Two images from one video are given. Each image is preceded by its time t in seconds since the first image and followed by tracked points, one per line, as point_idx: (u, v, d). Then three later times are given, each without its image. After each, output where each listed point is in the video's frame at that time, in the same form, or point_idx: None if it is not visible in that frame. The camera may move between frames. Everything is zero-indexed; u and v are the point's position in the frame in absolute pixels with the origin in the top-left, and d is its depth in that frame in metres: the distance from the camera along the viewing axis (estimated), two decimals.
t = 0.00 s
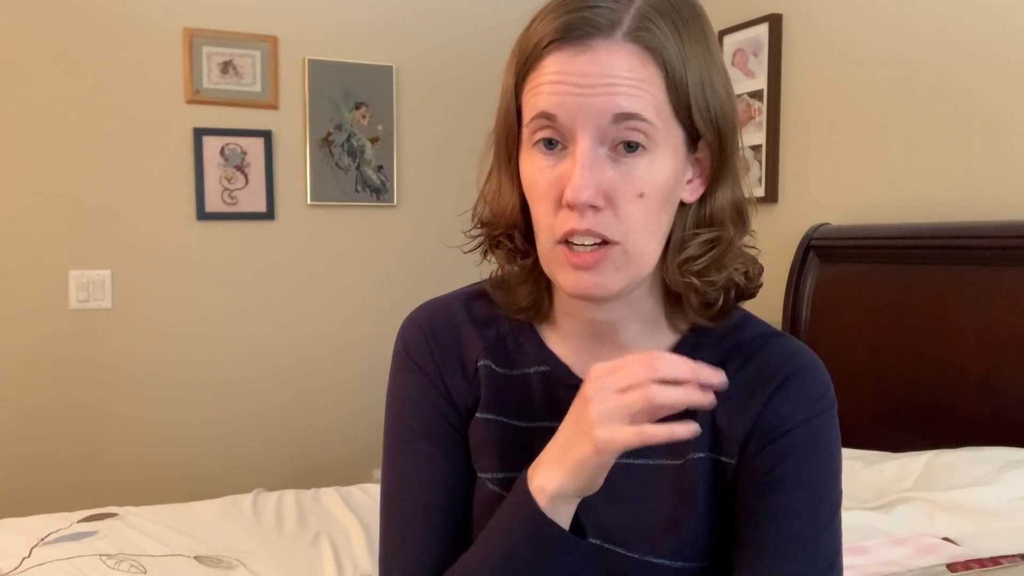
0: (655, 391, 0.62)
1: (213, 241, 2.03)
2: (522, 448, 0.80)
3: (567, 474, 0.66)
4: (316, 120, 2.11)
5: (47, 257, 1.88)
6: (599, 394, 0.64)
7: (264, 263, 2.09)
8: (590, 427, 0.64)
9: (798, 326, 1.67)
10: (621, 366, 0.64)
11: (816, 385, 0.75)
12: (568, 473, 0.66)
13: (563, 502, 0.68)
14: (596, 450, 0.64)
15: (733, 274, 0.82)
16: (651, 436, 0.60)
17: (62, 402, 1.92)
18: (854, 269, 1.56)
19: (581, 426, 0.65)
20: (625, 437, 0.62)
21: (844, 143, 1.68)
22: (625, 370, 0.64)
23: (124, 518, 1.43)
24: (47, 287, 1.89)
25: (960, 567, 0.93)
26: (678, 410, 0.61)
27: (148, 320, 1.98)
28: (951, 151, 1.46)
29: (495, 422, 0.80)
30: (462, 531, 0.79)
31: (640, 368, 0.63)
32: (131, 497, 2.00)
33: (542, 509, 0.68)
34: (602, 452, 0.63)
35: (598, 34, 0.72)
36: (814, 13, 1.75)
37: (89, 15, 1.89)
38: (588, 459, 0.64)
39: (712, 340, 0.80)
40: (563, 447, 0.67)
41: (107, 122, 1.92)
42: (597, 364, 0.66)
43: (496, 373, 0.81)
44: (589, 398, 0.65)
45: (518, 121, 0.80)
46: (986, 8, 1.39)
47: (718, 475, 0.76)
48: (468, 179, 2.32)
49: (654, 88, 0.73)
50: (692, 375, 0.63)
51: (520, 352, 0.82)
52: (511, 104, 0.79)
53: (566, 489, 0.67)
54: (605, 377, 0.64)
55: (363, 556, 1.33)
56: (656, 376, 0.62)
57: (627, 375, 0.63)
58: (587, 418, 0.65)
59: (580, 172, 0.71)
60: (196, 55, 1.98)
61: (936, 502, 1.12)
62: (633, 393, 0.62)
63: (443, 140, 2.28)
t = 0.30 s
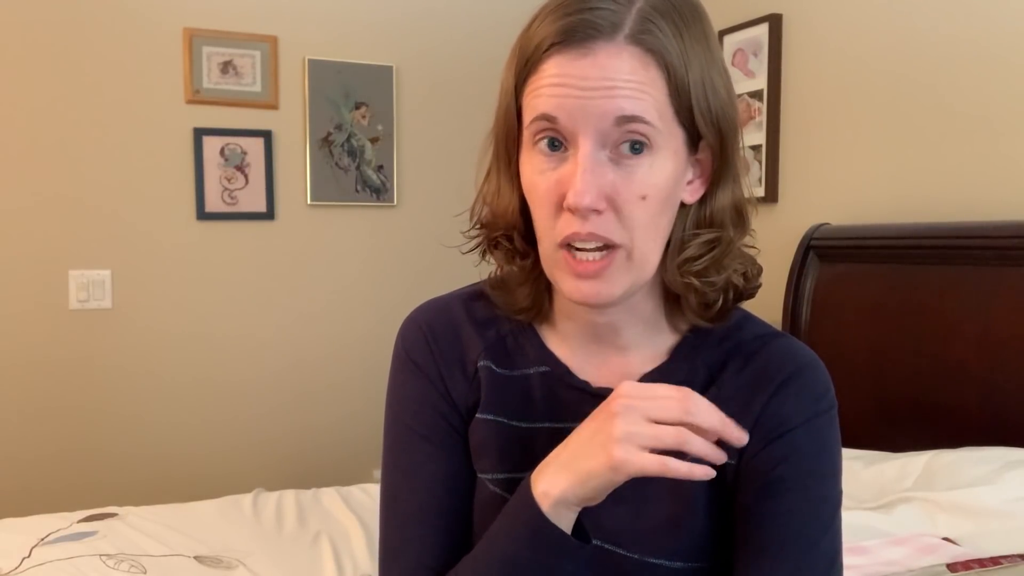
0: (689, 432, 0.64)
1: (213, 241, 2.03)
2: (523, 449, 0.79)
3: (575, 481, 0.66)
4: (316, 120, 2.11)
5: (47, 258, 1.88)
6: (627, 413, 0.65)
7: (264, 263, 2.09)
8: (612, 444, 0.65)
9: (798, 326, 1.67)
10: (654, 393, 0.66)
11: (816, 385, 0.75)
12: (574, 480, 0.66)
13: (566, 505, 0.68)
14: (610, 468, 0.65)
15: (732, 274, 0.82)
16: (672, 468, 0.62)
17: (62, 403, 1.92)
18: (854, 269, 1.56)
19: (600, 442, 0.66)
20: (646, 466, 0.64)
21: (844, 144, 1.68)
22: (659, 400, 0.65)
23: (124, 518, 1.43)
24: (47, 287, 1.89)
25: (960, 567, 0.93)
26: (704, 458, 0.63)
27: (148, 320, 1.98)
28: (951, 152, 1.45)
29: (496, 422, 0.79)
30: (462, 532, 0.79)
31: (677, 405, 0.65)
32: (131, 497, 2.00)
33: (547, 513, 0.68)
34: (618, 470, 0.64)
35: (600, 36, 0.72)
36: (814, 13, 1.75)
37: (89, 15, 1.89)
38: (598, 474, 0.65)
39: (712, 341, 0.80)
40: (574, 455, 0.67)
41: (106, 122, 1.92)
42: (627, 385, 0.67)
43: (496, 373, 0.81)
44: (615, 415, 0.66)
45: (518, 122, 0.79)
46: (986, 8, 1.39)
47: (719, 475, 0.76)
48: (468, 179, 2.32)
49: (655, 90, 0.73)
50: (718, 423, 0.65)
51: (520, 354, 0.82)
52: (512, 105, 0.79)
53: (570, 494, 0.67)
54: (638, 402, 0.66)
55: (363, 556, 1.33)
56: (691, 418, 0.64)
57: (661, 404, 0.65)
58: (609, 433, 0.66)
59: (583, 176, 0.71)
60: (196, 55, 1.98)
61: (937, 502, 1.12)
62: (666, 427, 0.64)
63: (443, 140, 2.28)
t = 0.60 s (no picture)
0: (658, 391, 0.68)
1: (213, 241, 2.03)
2: (522, 449, 0.80)
3: (571, 475, 0.68)
4: (316, 120, 2.11)
5: (47, 258, 1.88)
6: (598, 390, 0.69)
7: (264, 264, 2.09)
8: (591, 423, 0.68)
9: (798, 327, 1.67)
10: (616, 365, 0.70)
11: (816, 385, 0.75)
12: (570, 476, 0.68)
13: (564, 503, 0.69)
14: (597, 447, 0.67)
15: (734, 269, 0.82)
16: (656, 427, 0.67)
17: (62, 402, 1.92)
18: (854, 269, 1.56)
19: (579, 427, 0.69)
20: (628, 435, 0.67)
21: (844, 144, 1.68)
22: (623, 370, 0.69)
23: (124, 518, 1.43)
24: (47, 288, 1.89)
25: (960, 567, 0.93)
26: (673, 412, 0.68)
27: (148, 320, 1.98)
28: (951, 151, 1.45)
29: (495, 423, 0.79)
30: (462, 532, 0.79)
31: (639, 368, 0.69)
32: (131, 497, 2.00)
33: (543, 512, 0.69)
34: (606, 447, 0.67)
35: (607, 34, 0.72)
36: (814, 13, 1.75)
37: (89, 15, 1.89)
38: (587, 459, 0.67)
39: (713, 340, 0.80)
40: (563, 449, 0.69)
41: (106, 122, 1.92)
42: (590, 366, 0.70)
43: (496, 374, 0.81)
44: (586, 395, 0.69)
45: (521, 122, 0.78)
46: (986, 8, 1.39)
47: (718, 475, 0.76)
48: (468, 179, 2.32)
49: (661, 87, 0.73)
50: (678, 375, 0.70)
51: (520, 355, 0.82)
52: (514, 105, 0.78)
53: (568, 490, 0.68)
54: (604, 377, 0.69)
55: (364, 556, 1.33)
56: (656, 377, 0.69)
57: (625, 372, 0.69)
58: (586, 415, 0.68)
59: (594, 173, 0.71)
60: (196, 55, 1.98)
61: (937, 502, 1.12)
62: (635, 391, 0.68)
63: (443, 140, 2.28)
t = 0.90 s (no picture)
0: (652, 377, 0.68)
1: (213, 241, 2.03)
2: (521, 450, 0.80)
3: (571, 469, 0.68)
4: (316, 120, 2.11)
5: (47, 258, 1.88)
6: (594, 383, 0.68)
7: (264, 264, 2.09)
8: (588, 415, 0.68)
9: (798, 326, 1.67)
10: (610, 358, 0.70)
11: (815, 384, 0.75)
12: (570, 471, 0.68)
13: (564, 500, 0.69)
14: (596, 438, 0.67)
15: (732, 268, 0.82)
16: (651, 420, 0.67)
17: (61, 403, 1.92)
18: (854, 269, 1.56)
19: (577, 420, 0.69)
20: (626, 423, 0.67)
21: (844, 144, 1.68)
22: (616, 361, 0.69)
23: (124, 518, 1.43)
24: (47, 288, 1.89)
25: (960, 567, 0.93)
26: (668, 397, 0.68)
27: (148, 320, 1.98)
28: (951, 152, 1.45)
29: (494, 424, 0.79)
30: (461, 533, 0.79)
31: (631, 357, 0.69)
32: (131, 497, 2.00)
33: (542, 509, 0.69)
34: (603, 440, 0.67)
35: (612, 32, 0.73)
36: (814, 13, 1.75)
37: (89, 15, 1.89)
38: (586, 452, 0.67)
39: (711, 338, 0.80)
40: (562, 444, 0.69)
41: (106, 122, 1.92)
42: (584, 359, 0.70)
43: (495, 375, 0.81)
44: (582, 389, 0.69)
45: (522, 120, 0.78)
46: (986, 8, 1.39)
47: (718, 475, 0.76)
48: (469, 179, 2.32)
49: (664, 84, 0.73)
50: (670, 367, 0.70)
51: (519, 354, 0.82)
52: (516, 103, 0.78)
53: (569, 486, 0.68)
54: (598, 369, 0.69)
55: (364, 556, 1.33)
56: (649, 365, 0.69)
57: (620, 366, 0.69)
58: (583, 409, 0.68)
59: (599, 169, 0.71)
60: (196, 55, 1.98)
61: (936, 502, 1.12)
62: (629, 379, 0.68)
63: (443, 140, 2.28)
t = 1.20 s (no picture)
0: (650, 370, 0.68)
1: (213, 241, 2.03)
2: (521, 450, 0.80)
3: (572, 467, 0.68)
4: (316, 120, 2.11)
5: (47, 258, 1.88)
6: (594, 379, 0.69)
7: (264, 264, 2.09)
8: (587, 409, 0.68)
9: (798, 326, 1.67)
10: (609, 355, 0.70)
11: (816, 384, 0.75)
12: (572, 469, 0.68)
13: (565, 499, 0.69)
14: (596, 433, 0.67)
15: (733, 269, 0.82)
16: (649, 416, 0.67)
17: (61, 403, 1.92)
18: (854, 269, 1.56)
19: (577, 416, 0.69)
20: (626, 417, 0.67)
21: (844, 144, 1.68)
22: (614, 357, 0.69)
23: (123, 518, 1.43)
24: (47, 288, 1.89)
25: (960, 567, 0.93)
26: (666, 391, 0.68)
27: (148, 320, 1.98)
28: (951, 152, 1.45)
29: (494, 424, 0.80)
30: (462, 533, 0.79)
31: (628, 350, 0.70)
32: (131, 497, 2.00)
33: (543, 508, 0.69)
34: (603, 436, 0.67)
35: (617, 30, 0.73)
36: (815, 13, 1.75)
37: (89, 15, 1.89)
38: (586, 448, 0.68)
39: (712, 339, 0.80)
40: (564, 442, 0.69)
41: (107, 122, 1.92)
42: (583, 356, 0.71)
43: (496, 374, 0.81)
44: (582, 384, 0.69)
45: (525, 118, 0.78)
46: (986, 8, 1.39)
47: (718, 475, 0.76)
48: (469, 179, 2.32)
49: (668, 84, 0.73)
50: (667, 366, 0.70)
51: (519, 354, 0.82)
52: (520, 101, 0.78)
53: (570, 485, 0.68)
54: (596, 364, 0.69)
55: (363, 556, 1.33)
56: (646, 358, 0.69)
57: (619, 363, 0.69)
58: (583, 404, 0.68)
59: (603, 167, 0.71)
60: (196, 55, 1.98)
61: (936, 502, 1.12)
62: (626, 373, 0.68)
63: (443, 140, 2.28)
